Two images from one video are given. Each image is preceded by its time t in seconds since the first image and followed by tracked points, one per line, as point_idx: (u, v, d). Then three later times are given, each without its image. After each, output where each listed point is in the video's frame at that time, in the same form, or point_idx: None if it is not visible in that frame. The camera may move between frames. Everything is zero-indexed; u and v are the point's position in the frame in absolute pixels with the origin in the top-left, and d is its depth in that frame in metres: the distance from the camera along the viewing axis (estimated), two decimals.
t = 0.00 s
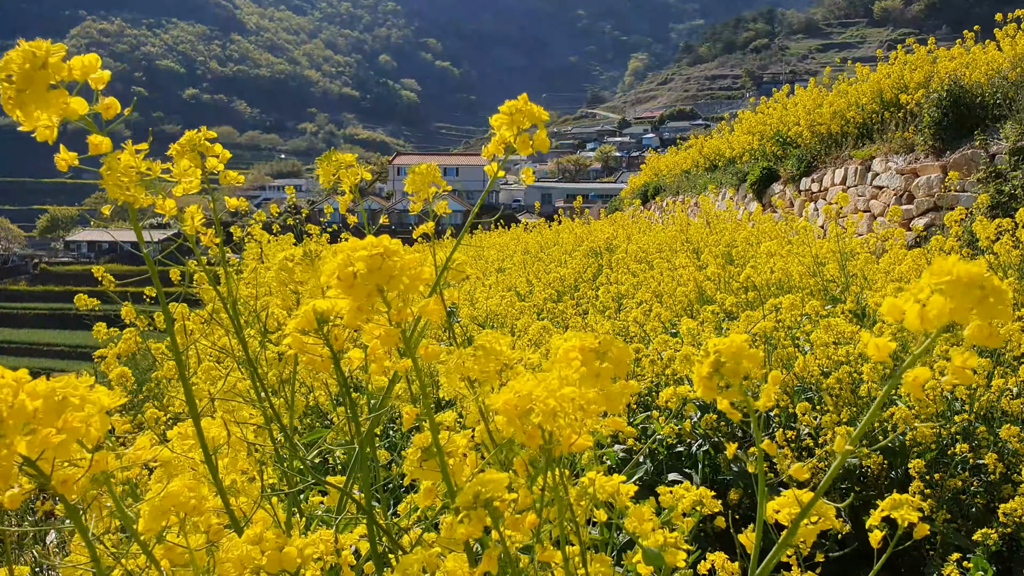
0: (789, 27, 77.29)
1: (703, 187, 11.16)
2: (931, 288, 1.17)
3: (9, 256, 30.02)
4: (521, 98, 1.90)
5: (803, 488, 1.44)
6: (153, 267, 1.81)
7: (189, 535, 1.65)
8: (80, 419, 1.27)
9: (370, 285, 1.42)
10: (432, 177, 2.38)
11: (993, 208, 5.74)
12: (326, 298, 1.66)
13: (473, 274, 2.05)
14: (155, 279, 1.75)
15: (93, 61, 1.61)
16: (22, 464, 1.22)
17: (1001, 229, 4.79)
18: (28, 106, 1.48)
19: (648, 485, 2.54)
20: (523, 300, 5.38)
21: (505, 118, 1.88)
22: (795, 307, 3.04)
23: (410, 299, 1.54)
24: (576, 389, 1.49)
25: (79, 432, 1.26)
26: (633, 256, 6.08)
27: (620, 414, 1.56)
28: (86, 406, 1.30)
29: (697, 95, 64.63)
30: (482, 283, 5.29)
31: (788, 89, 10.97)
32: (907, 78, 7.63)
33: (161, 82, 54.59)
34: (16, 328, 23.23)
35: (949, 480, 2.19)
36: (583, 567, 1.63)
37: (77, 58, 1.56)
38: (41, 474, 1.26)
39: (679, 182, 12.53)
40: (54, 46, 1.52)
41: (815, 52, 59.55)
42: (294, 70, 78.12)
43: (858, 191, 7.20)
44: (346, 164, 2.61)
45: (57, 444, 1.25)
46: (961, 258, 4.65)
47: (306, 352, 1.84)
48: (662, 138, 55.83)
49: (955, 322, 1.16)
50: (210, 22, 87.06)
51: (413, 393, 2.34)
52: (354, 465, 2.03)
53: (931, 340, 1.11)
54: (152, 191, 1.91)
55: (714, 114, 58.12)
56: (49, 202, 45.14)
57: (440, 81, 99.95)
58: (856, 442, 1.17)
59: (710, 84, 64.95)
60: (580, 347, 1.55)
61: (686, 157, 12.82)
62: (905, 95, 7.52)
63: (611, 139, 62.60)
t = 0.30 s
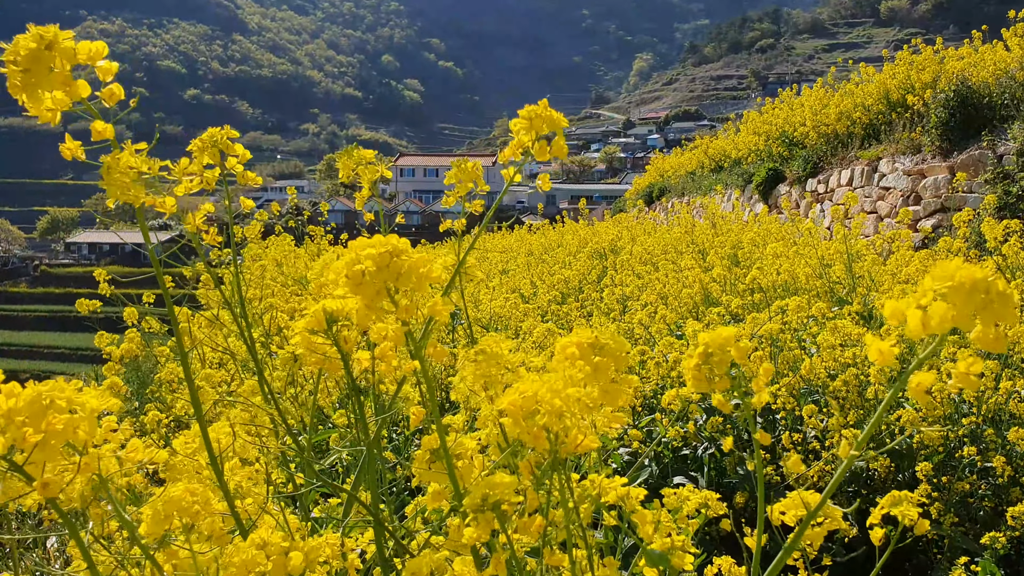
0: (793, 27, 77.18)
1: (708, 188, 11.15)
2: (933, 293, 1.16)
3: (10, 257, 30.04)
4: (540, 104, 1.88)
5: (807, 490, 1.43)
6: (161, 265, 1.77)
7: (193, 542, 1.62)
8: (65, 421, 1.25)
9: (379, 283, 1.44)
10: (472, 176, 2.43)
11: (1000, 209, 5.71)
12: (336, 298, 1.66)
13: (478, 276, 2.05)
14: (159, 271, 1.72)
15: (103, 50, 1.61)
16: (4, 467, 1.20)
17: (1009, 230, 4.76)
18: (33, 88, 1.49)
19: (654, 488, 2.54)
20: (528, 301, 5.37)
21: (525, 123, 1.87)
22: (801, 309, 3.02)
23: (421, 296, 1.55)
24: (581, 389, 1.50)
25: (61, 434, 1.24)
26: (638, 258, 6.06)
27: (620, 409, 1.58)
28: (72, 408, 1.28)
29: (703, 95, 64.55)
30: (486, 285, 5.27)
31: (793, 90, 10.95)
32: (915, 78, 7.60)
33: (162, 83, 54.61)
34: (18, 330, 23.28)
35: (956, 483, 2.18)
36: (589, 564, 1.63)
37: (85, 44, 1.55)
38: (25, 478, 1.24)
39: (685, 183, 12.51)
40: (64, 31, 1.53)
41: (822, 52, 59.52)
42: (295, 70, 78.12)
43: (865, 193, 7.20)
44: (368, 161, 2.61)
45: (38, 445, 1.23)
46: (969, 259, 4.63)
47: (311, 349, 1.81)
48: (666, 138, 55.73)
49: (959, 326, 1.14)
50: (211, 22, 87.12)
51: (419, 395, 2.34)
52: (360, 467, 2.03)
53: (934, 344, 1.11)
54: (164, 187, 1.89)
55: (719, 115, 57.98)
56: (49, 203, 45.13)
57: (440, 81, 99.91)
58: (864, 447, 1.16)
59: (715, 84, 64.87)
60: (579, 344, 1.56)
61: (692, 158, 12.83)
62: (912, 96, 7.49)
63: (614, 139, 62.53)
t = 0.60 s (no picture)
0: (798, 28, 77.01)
1: (713, 190, 11.12)
2: (957, 295, 1.17)
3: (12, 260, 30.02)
4: (547, 100, 1.90)
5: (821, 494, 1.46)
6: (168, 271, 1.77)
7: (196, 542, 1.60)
8: (83, 417, 1.27)
9: (402, 294, 1.41)
10: (463, 179, 2.35)
11: (1008, 210, 5.67)
12: (351, 297, 1.62)
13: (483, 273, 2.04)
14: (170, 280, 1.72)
15: (125, 59, 1.59)
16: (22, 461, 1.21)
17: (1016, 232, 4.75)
18: (53, 102, 1.47)
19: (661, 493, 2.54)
20: (532, 303, 5.36)
21: (529, 121, 1.90)
22: (808, 311, 3.03)
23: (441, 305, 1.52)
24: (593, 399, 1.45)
25: (77, 429, 1.26)
26: (642, 259, 6.06)
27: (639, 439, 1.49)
28: (87, 406, 1.30)
29: (708, 95, 64.47)
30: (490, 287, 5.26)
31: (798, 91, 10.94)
32: (921, 79, 7.61)
33: (164, 84, 54.63)
34: (17, 332, 23.24)
35: (963, 486, 2.17)
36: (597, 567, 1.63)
37: (105, 55, 1.55)
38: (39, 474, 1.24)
39: (689, 184, 12.50)
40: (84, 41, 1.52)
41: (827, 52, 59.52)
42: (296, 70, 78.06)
43: (871, 194, 7.19)
44: (381, 159, 2.60)
45: (55, 439, 1.24)
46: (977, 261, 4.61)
47: (325, 351, 1.76)
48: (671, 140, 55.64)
49: (979, 330, 1.15)
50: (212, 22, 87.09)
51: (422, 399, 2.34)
52: (366, 473, 2.03)
53: (954, 347, 1.11)
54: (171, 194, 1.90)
55: (725, 115, 57.87)
56: (50, 205, 45.07)
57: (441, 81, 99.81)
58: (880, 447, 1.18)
59: (720, 85, 64.82)
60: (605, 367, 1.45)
61: (696, 159, 12.81)
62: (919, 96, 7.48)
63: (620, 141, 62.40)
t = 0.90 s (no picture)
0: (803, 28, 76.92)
1: (718, 191, 11.09)
2: (977, 308, 1.14)
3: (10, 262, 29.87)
4: (545, 103, 1.87)
5: (830, 502, 1.44)
6: (164, 267, 1.74)
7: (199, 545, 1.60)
8: (68, 430, 1.22)
9: (384, 292, 1.40)
10: (465, 175, 2.31)
11: (1015, 211, 5.59)
12: (342, 302, 1.63)
13: (484, 278, 2.03)
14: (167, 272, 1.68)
15: (107, 50, 1.60)
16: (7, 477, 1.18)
17: None
18: (39, 90, 1.49)
19: (665, 495, 2.51)
20: (536, 305, 5.35)
21: (529, 121, 1.86)
22: (815, 313, 3.02)
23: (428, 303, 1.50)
24: (597, 396, 1.46)
25: (63, 441, 1.21)
26: (647, 261, 6.05)
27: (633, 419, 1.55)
28: (76, 417, 1.26)
29: (715, 95, 64.41)
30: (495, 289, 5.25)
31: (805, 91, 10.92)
32: (928, 79, 7.58)
33: (165, 84, 54.61)
34: (18, 335, 23.22)
35: (971, 489, 2.18)
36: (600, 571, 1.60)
37: (89, 44, 1.57)
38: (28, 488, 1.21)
39: (694, 184, 12.49)
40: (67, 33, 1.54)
41: (833, 53, 59.57)
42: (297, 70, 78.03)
43: (878, 194, 7.19)
44: (378, 161, 2.58)
45: (38, 453, 1.20)
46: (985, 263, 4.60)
47: (319, 355, 1.75)
48: (677, 140, 55.53)
49: (998, 342, 1.12)
50: (213, 22, 87.11)
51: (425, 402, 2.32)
52: (366, 477, 1.99)
53: (974, 359, 1.07)
54: (163, 189, 1.90)
55: (730, 115, 57.78)
56: (49, 206, 45.02)
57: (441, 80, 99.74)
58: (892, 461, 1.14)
59: (725, 85, 64.74)
60: (590, 348, 1.55)
61: (702, 160, 12.80)
62: (925, 96, 7.47)
63: (624, 142, 62.30)
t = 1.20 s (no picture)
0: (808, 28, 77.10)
1: (724, 191, 11.08)
2: (968, 295, 1.18)
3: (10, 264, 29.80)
4: (518, 91, 1.89)
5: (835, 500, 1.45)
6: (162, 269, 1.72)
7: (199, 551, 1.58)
8: (62, 428, 1.23)
9: (382, 288, 1.40)
10: (432, 181, 2.46)
11: None
12: (340, 306, 1.63)
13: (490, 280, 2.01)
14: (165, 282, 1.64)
15: (93, 54, 1.60)
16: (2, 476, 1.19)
17: None
18: (24, 98, 1.49)
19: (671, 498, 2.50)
20: (541, 307, 5.34)
21: (505, 113, 1.88)
22: (821, 314, 3.01)
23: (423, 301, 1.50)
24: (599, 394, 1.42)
25: (57, 439, 1.22)
26: (653, 262, 6.04)
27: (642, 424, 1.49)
28: (68, 417, 1.26)
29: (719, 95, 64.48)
30: (499, 291, 5.23)
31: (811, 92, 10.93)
32: (934, 79, 7.63)
33: (166, 85, 54.60)
34: (18, 337, 23.11)
35: (979, 491, 2.17)
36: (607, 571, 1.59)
37: (74, 50, 1.56)
38: (23, 487, 1.21)
39: (699, 186, 12.49)
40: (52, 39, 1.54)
41: (836, 54, 59.66)
42: (299, 71, 78.04)
43: (885, 196, 7.18)
44: (342, 173, 2.68)
45: (32, 451, 1.21)
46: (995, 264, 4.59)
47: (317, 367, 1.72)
48: (681, 141, 55.51)
49: (995, 330, 1.15)
50: (214, 23, 87.12)
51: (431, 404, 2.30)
52: (370, 477, 1.98)
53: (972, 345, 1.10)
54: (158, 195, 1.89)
55: (735, 116, 57.81)
56: (49, 208, 44.94)
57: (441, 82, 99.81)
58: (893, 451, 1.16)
59: (729, 86, 64.79)
60: (595, 350, 1.49)
61: (707, 160, 12.81)
62: (932, 96, 7.49)
63: (630, 142, 62.42)
